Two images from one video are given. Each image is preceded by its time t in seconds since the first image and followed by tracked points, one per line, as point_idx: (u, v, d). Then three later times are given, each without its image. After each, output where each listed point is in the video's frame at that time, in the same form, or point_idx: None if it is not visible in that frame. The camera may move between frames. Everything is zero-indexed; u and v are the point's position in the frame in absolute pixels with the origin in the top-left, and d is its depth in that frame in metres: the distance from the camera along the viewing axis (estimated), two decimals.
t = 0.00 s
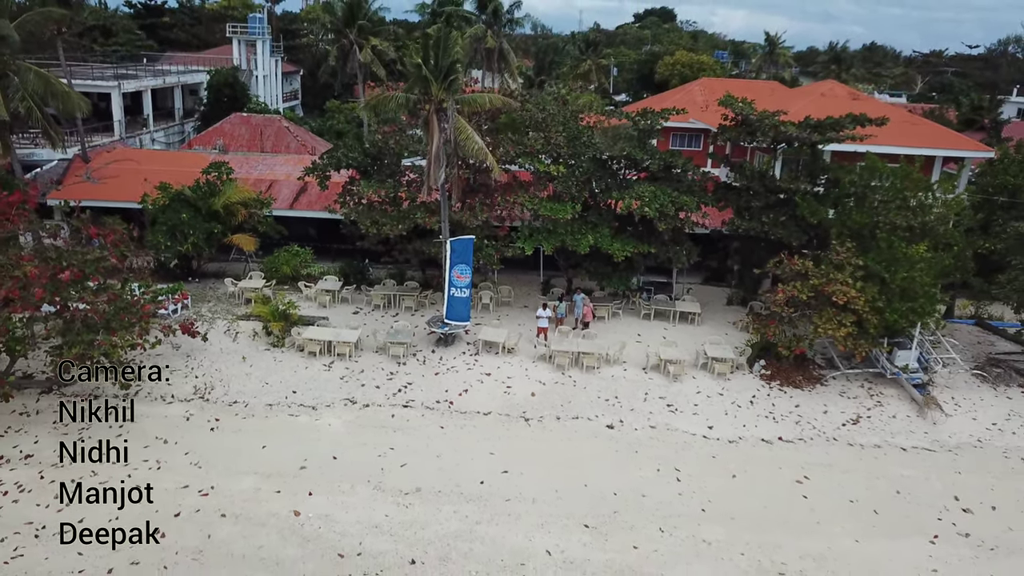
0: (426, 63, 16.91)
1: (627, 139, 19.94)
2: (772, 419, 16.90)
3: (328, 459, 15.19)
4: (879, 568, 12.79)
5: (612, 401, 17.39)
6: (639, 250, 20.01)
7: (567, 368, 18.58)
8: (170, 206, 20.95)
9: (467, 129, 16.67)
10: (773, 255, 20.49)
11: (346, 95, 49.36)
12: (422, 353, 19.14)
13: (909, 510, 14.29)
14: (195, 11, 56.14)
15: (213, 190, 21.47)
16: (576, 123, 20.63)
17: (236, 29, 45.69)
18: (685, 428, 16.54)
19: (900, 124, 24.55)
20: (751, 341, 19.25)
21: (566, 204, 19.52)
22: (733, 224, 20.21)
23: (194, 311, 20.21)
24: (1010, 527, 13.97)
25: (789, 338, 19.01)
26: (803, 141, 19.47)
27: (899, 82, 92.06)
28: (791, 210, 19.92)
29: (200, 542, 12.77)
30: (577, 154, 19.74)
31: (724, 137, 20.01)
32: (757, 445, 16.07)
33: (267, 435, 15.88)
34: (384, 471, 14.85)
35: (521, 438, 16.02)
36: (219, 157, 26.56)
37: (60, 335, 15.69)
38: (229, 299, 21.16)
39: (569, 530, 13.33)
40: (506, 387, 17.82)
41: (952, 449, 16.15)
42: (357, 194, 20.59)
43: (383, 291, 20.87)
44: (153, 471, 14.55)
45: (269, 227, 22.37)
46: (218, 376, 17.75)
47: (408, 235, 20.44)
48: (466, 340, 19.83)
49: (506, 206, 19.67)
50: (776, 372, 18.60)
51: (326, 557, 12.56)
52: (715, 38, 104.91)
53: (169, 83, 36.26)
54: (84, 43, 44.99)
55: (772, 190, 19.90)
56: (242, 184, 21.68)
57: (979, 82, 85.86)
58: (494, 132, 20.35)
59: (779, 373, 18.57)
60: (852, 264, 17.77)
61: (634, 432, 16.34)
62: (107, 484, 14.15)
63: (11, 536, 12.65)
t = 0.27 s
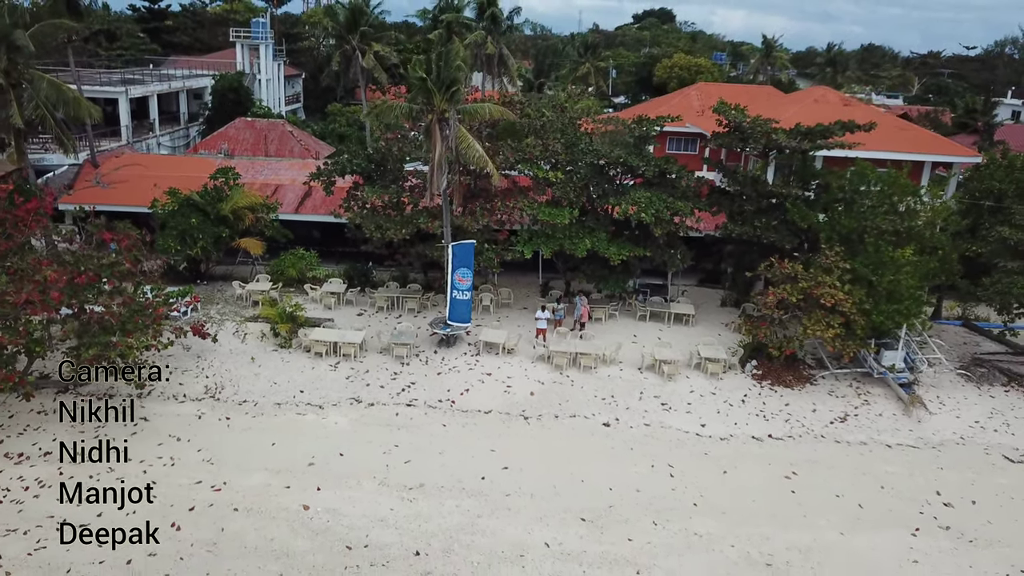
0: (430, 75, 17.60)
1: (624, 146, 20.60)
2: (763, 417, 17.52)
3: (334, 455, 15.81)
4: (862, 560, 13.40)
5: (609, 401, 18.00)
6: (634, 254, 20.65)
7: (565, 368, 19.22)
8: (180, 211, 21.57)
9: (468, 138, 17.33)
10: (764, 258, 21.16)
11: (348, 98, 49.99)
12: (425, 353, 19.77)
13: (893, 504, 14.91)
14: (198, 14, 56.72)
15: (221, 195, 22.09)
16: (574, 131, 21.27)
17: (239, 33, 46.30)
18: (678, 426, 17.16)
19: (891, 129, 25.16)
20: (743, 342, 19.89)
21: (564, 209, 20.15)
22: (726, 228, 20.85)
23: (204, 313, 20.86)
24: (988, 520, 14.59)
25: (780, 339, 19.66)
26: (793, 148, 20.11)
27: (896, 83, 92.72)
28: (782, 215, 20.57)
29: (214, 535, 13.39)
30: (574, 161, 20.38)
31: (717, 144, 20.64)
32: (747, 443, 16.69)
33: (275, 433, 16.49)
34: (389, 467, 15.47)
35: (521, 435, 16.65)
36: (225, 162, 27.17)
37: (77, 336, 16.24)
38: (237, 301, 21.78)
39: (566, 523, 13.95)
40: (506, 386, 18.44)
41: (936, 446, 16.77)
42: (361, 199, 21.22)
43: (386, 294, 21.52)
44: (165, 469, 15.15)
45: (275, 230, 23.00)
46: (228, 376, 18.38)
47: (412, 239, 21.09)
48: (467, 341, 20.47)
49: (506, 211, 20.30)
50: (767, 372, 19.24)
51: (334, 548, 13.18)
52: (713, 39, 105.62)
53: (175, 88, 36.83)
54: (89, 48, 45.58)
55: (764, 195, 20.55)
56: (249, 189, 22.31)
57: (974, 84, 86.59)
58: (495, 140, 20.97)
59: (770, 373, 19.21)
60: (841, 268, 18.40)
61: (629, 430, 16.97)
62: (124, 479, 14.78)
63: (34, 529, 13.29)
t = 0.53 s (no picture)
0: (431, 89, 18.19)
1: (619, 156, 21.17)
2: (754, 420, 18.07)
3: (338, 457, 16.36)
4: (847, 557, 13.94)
5: (604, 403, 18.55)
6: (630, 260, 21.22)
7: (562, 372, 19.78)
8: (187, 218, 22.12)
9: (468, 149, 17.90)
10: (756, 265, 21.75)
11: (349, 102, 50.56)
12: (426, 357, 20.34)
13: (878, 504, 15.46)
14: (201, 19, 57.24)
15: (227, 202, 22.66)
16: (571, 140, 21.82)
17: (242, 39, 46.86)
18: (671, 428, 17.71)
19: (882, 137, 25.74)
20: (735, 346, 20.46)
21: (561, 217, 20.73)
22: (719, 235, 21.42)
23: (211, 318, 21.43)
24: (970, 519, 15.13)
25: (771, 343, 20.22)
26: (784, 158, 20.67)
27: (893, 86, 93.33)
28: (774, 222, 21.14)
29: (224, 533, 13.93)
30: (571, 170, 20.95)
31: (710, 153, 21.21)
32: (738, 444, 17.24)
33: (281, 435, 17.04)
34: (391, 468, 16.02)
35: (519, 437, 17.20)
36: (230, 169, 27.70)
37: (90, 341, 16.76)
38: (243, 306, 22.35)
39: (563, 522, 14.49)
40: (504, 389, 19.00)
41: (921, 448, 17.33)
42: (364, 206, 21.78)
43: (388, 299, 22.09)
44: (175, 469, 15.70)
45: (280, 237, 23.57)
46: (234, 379, 18.93)
47: (413, 246, 21.66)
48: (467, 345, 21.04)
49: (505, 218, 20.87)
50: (758, 376, 19.81)
51: (340, 546, 13.72)
52: (711, 41, 106.17)
53: (180, 94, 37.36)
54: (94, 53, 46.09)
55: (755, 203, 21.13)
56: (254, 197, 22.88)
57: (970, 87, 87.25)
58: (494, 150, 21.53)
59: (761, 377, 19.77)
60: (830, 275, 18.96)
61: (624, 432, 17.52)
62: (135, 480, 15.33)
63: (51, 528, 13.84)
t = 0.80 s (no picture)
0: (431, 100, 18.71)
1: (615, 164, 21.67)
2: (746, 422, 18.54)
3: (342, 458, 16.83)
4: (834, 555, 14.40)
5: (601, 406, 19.03)
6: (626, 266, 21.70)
7: (560, 375, 20.26)
8: (193, 224, 22.61)
9: (467, 158, 18.40)
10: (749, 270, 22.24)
11: (350, 106, 51.07)
12: (426, 360, 20.82)
13: (865, 504, 15.92)
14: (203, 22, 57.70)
15: (232, 208, 23.14)
16: (568, 148, 22.30)
17: (245, 43, 47.35)
18: (666, 430, 18.18)
19: (875, 143, 26.21)
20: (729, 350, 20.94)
21: (558, 223, 21.21)
22: (713, 241, 21.89)
23: (216, 322, 21.93)
24: (955, 518, 15.59)
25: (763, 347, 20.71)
26: (776, 165, 21.15)
27: (891, 87, 93.73)
28: (766, 228, 21.63)
29: (231, 532, 14.41)
30: (569, 177, 21.44)
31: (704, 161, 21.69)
32: (730, 446, 17.71)
33: (286, 436, 17.51)
34: (393, 469, 16.49)
35: (517, 439, 17.67)
36: (233, 174, 28.18)
37: (100, 346, 17.23)
38: (247, 310, 22.84)
39: (559, 521, 14.97)
40: (503, 392, 19.48)
41: (908, 449, 17.80)
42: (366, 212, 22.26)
43: (390, 303, 22.59)
44: (183, 470, 16.18)
45: (284, 242, 24.05)
46: (240, 382, 19.42)
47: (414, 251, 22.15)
48: (467, 348, 21.53)
49: (503, 225, 21.36)
50: (751, 378, 20.29)
51: (344, 545, 14.19)
52: (711, 42, 106.58)
53: (183, 99, 37.81)
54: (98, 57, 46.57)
55: (748, 210, 21.61)
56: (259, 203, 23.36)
57: (968, 89, 87.70)
58: (493, 157, 22.01)
59: (754, 380, 20.26)
60: (820, 280, 19.43)
61: (619, 433, 18.00)
62: (145, 480, 15.81)
63: (64, 526, 14.32)
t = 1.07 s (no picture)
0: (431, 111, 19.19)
1: (612, 171, 22.12)
2: (739, 425, 18.98)
3: (344, 459, 17.27)
4: (823, 555, 14.83)
5: (597, 408, 19.47)
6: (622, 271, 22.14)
7: (557, 378, 20.70)
8: (198, 229, 23.05)
9: (467, 167, 18.87)
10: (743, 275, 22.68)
11: (352, 110, 51.53)
12: (427, 364, 21.26)
13: (854, 505, 16.34)
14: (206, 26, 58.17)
15: (236, 214, 23.59)
16: (565, 156, 22.75)
17: (247, 48, 47.81)
18: (660, 432, 18.61)
19: (868, 149, 26.63)
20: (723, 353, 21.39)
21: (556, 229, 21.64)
22: (708, 247, 22.33)
23: (221, 326, 22.40)
24: (941, 519, 16.00)
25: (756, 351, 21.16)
26: (769, 173, 21.59)
27: (890, 90, 94.11)
28: (760, 235, 22.06)
29: (237, 531, 14.84)
30: (566, 185, 21.88)
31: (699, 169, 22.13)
32: (723, 448, 18.14)
33: (289, 438, 17.95)
34: (394, 470, 16.93)
35: (515, 441, 18.11)
36: (237, 180, 28.63)
37: (108, 350, 17.68)
38: (251, 314, 23.30)
39: (556, 522, 15.40)
40: (502, 395, 19.92)
41: (897, 451, 18.23)
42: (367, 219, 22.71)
43: (391, 307, 23.04)
44: (189, 471, 16.62)
45: (287, 247, 24.50)
46: (245, 385, 19.87)
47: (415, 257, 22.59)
48: (466, 352, 21.97)
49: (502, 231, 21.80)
50: (744, 382, 20.74)
51: (346, 544, 14.62)
52: (710, 45, 107.01)
53: (187, 104, 38.24)
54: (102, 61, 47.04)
55: (742, 217, 22.05)
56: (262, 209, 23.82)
57: (966, 92, 88.09)
58: (492, 165, 22.45)
59: (747, 383, 20.71)
60: (812, 286, 19.87)
61: (615, 436, 18.43)
62: (152, 480, 16.25)
63: (74, 526, 14.78)
